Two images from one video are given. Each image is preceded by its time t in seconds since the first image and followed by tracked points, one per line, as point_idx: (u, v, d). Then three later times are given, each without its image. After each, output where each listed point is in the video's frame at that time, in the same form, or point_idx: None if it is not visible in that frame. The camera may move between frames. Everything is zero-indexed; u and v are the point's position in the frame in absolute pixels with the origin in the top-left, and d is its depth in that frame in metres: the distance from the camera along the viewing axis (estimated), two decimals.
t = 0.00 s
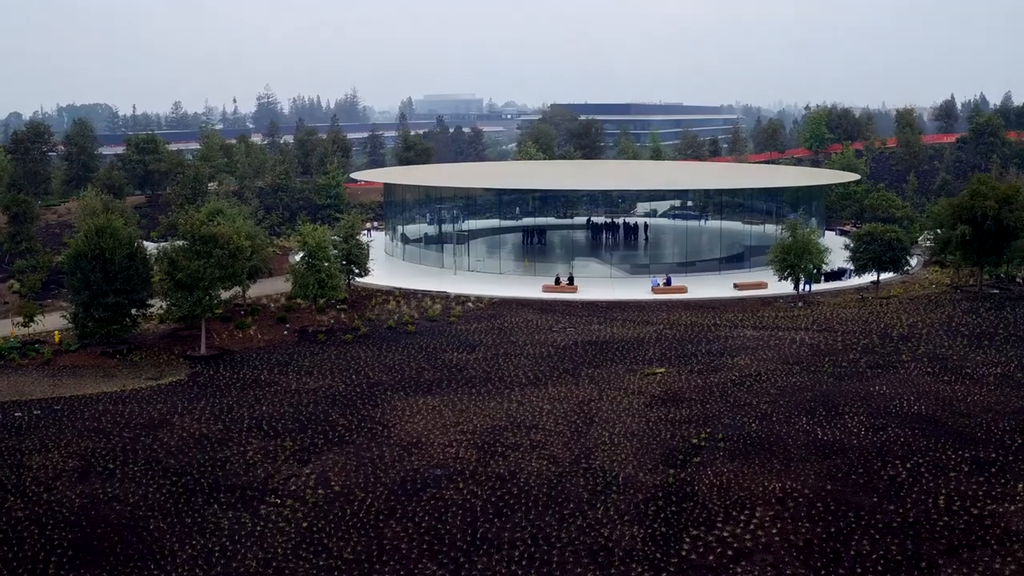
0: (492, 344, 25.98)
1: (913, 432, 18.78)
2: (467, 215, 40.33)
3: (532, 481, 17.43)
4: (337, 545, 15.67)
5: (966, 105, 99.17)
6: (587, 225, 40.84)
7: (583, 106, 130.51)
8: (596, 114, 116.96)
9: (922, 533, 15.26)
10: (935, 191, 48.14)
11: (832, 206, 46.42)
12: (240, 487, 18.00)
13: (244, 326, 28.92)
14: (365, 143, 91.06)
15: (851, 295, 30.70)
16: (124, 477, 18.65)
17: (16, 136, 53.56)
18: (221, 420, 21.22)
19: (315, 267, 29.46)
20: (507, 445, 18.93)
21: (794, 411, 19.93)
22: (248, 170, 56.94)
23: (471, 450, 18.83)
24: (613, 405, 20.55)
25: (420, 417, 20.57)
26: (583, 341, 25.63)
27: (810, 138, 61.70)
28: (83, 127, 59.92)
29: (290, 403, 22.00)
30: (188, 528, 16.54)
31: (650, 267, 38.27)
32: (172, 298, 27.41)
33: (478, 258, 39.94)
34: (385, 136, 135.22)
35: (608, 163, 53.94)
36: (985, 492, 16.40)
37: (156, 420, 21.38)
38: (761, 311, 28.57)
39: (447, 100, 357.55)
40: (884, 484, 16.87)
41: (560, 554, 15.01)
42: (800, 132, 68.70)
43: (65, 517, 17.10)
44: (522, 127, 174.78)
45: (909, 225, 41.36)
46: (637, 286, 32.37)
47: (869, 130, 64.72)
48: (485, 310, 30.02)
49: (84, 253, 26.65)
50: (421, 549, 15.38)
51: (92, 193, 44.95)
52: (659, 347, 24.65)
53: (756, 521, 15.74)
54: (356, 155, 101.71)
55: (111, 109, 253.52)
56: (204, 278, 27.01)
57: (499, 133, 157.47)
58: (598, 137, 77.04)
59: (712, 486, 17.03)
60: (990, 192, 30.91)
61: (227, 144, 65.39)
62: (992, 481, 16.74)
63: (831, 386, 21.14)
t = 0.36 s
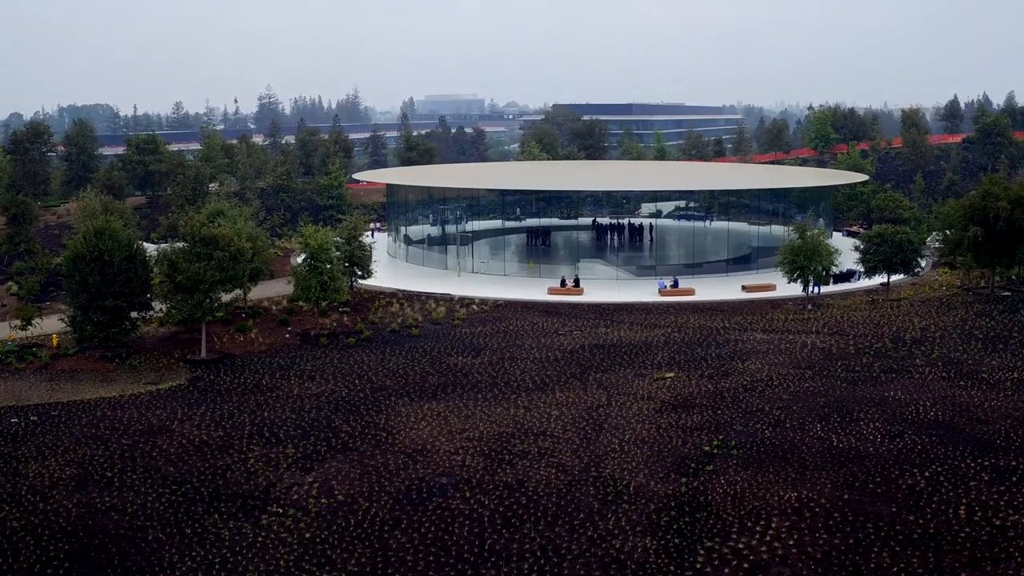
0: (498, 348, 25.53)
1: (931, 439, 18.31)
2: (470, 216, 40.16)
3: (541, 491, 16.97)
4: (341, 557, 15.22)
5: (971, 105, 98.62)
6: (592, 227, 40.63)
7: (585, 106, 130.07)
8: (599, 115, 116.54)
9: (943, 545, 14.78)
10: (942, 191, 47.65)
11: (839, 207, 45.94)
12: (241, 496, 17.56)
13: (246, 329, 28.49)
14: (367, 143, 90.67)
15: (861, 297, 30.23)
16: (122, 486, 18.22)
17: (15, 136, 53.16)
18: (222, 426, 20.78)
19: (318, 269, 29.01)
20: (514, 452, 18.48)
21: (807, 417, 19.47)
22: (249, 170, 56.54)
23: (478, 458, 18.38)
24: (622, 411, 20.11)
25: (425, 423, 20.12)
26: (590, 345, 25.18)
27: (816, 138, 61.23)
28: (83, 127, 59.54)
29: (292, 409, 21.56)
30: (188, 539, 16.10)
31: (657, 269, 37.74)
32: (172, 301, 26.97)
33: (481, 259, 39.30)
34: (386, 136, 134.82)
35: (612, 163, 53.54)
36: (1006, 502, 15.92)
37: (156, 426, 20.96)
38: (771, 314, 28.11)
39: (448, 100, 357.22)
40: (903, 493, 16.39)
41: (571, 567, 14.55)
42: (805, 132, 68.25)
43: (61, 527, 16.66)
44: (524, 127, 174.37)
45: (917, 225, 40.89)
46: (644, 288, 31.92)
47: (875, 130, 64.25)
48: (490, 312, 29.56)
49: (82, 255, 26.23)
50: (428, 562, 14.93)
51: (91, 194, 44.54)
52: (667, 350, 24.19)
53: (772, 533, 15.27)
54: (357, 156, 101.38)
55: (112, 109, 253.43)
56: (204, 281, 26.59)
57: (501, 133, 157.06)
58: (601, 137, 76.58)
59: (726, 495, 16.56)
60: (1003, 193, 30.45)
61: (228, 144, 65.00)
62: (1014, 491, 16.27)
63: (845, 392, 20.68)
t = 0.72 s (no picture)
0: (503, 353, 25.08)
1: (948, 448, 17.84)
2: (473, 216, 39.64)
3: (549, 502, 16.51)
4: (344, 572, 14.75)
5: (975, 105, 98.10)
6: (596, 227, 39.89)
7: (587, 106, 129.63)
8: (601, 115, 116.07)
9: (965, 560, 14.30)
10: (949, 192, 47.14)
11: (845, 209, 45.45)
12: (241, 508, 17.10)
13: (246, 334, 28.03)
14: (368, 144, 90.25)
15: (870, 301, 29.76)
16: (119, 497, 17.77)
17: (12, 137, 52.73)
18: (221, 434, 20.33)
19: (319, 273, 28.53)
20: (521, 462, 18.01)
21: (820, 425, 19.00)
22: (249, 171, 56.06)
23: (483, 468, 17.91)
24: (631, 419, 19.66)
25: (429, 432, 19.65)
26: (596, 350, 24.74)
27: (820, 138, 60.75)
28: (82, 127, 59.09)
29: (293, 416, 21.11)
30: (186, 552, 15.63)
31: (663, 271, 37.31)
32: (170, 304, 26.46)
33: (485, 261, 38.99)
34: (388, 137, 134.36)
35: (616, 164, 53.05)
36: None
37: (153, 435, 20.51)
38: (779, 318, 27.63)
39: (449, 100, 357.00)
40: (921, 506, 15.91)
41: None
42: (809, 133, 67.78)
43: (55, 540, 16.21)
44: (525, 127, 173.96)
45: (925, 227, 40.40)
46: (650, 291, 31.46)
47: (880, 130, 63.76)
48: (494, 316, 29.11)
49: (79, 258, 25.77)
50: None
51: (90, 196, 44.09)
52: (676, 356, 23.72)
53: (788, 547, 14.79)
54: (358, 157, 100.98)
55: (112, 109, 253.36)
56: (203, 284, 26.16)
57: (502, 134, 156.65)
58: (604, 138, 76.11)
59: (739, 507, 16.08)
60: (1014, 195, 29.96)
61: (228, 145, 64.55)
62: None
63: (858, 399, 20.21)
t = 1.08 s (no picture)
0: (507, 359, 24.54)
1: (968, 460, 17.27)
2: (476, 218, 39.44)
3: (557, 517, 15.95)
4: None
5: (980, 104, 97.58)
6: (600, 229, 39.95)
7: (589, 106, 129.03)
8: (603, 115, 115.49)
9: None
10: (957, 193, 46.51)
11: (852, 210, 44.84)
12: (239, 522, 16.54)
13: (245, 339, 27.49)
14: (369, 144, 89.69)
15: (881, 305, 29.19)
16: (113, 510, 17.22)
17: (10, 137, 52.15)
18: (219, 445, 19.77)
19: (319, 276, 27.98)
20: (528, 474, 17.47)
21: (836, 435, 18.44)
22: (249, 172, 55.51)
23: (490, 481, 17.35)
24: (640, 429, 19.11)
25: (433, 442, 19.09)
26: (603, 356, 24.18)
27: (826, 139, 60.17)
28: (80, 128, 58.52)
29: (292, 425, 20.55)
30: (181, 570, 15.07)
31: (669, 274, 36.79)
32: (167, 309, 25.91)
33: (488, 264, 38.33)
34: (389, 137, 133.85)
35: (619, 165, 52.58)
36: None
37: (149, 445, 19.98)
38: (789, 323, 27.05)
39: (450, 99, 356.48)
40: (944, 521, 15.34)
41: None
42: (814, 133, 67.20)
43: (47, 556, 15.65)
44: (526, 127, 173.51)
45: (934, 229, 39.79)
46: (657, 295, 30.90)
47: (886, 130, 63.19)
48: (497, 320, 28.56)
49: (74, 262, 25.21)
50: None
51: (87, 198, 43.54)
52: (685, 363, 23.15)
53: (807, 564, 14.22)
54: (360, 157, 100.45)
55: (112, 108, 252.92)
56: (201, 289, 25.58)
57: (503, 133, 156.20)
58: (607, 138, 75.54)
59: (754, 522, 15.52)
60: None
61: (228, 145, 63.99)
62: None
63: (874, 408, 19.64)
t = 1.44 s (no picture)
0: (512, 366, 23.97)
1: (991, 475, 16.65)
2: (477, 220, 38.22)
3: (566, 534, 15.33)
4: None
5: (985, 104, 97.09)
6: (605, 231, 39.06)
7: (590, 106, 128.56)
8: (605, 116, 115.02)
9: None
10: (965, 195, 45.87)
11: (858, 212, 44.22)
12: (236, 539, 15.93)
13: (243, 346, 26.90)
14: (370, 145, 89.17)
15: (893, 309, 28.60)
16: (105, 526, 16.62)
17: (6, 138, 51.55)
18: (216, 457, 19.20)
19: (319, 282, 27.40)
20: (535, 489, 16.87)
21: (853, 448, 17.82)
22: (248, 174, 54.95)
23: (495, 496, 16.74)
24: (650, 441, 18.51)
25: (436, 455, 18.51)
26: (611, 363, 23.60)
27: (831, 140, 59.62)
28: (77, 129, 57.94)
29: (291, 436, 19.98)
30: None
31: (675, 278, 36.24)
32: (163, 315, 25.36)
33: (490, 267, 37.86)
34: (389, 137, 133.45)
35: (623, 166, 51.95)
36: None
37: (143, 457, 19.43)
38: (800, 328, 26.45)
39: (450, 99, 356.19)
40: (969, 540, 14.71)
41: None
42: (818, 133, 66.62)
43: None
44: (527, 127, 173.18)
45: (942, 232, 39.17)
46: (663, 299, 30.33)
47: (892, 131, 62.61)
48: (501, 326, 27.99)
49: (68, 267, 24.65)
50: None
51: (84, 200, 42.97)
52: (695, 370, 22.57)
53: None
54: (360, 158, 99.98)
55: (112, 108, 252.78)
56: (198, 294, 25.01)
57: (504, 134, 155.96)
58: (610, 139, 75.01)
59: (772, 540, 14.90)
60: None
61: (227, 146, 63.44)
62: None
63: (890, 419, 19.00)
